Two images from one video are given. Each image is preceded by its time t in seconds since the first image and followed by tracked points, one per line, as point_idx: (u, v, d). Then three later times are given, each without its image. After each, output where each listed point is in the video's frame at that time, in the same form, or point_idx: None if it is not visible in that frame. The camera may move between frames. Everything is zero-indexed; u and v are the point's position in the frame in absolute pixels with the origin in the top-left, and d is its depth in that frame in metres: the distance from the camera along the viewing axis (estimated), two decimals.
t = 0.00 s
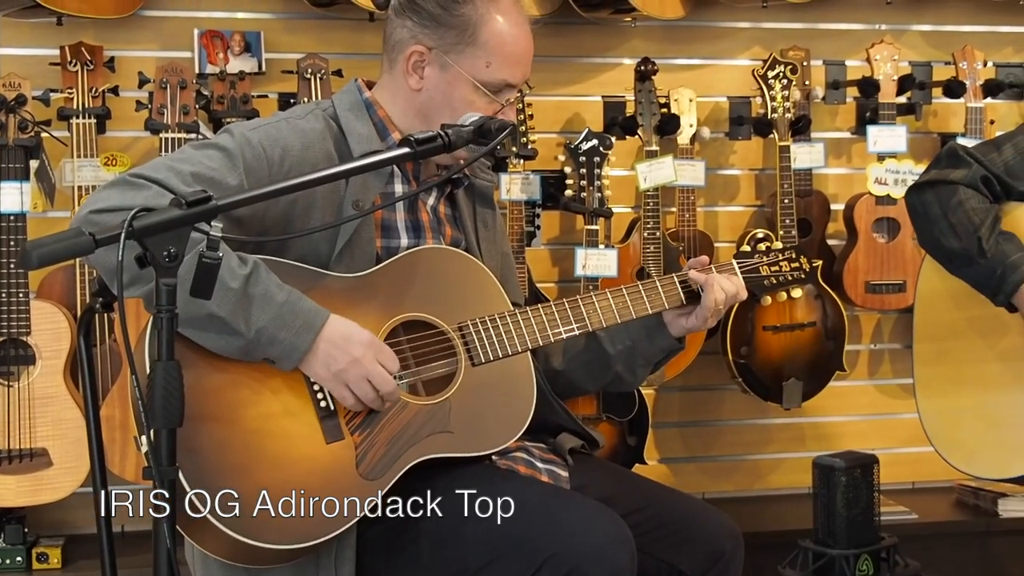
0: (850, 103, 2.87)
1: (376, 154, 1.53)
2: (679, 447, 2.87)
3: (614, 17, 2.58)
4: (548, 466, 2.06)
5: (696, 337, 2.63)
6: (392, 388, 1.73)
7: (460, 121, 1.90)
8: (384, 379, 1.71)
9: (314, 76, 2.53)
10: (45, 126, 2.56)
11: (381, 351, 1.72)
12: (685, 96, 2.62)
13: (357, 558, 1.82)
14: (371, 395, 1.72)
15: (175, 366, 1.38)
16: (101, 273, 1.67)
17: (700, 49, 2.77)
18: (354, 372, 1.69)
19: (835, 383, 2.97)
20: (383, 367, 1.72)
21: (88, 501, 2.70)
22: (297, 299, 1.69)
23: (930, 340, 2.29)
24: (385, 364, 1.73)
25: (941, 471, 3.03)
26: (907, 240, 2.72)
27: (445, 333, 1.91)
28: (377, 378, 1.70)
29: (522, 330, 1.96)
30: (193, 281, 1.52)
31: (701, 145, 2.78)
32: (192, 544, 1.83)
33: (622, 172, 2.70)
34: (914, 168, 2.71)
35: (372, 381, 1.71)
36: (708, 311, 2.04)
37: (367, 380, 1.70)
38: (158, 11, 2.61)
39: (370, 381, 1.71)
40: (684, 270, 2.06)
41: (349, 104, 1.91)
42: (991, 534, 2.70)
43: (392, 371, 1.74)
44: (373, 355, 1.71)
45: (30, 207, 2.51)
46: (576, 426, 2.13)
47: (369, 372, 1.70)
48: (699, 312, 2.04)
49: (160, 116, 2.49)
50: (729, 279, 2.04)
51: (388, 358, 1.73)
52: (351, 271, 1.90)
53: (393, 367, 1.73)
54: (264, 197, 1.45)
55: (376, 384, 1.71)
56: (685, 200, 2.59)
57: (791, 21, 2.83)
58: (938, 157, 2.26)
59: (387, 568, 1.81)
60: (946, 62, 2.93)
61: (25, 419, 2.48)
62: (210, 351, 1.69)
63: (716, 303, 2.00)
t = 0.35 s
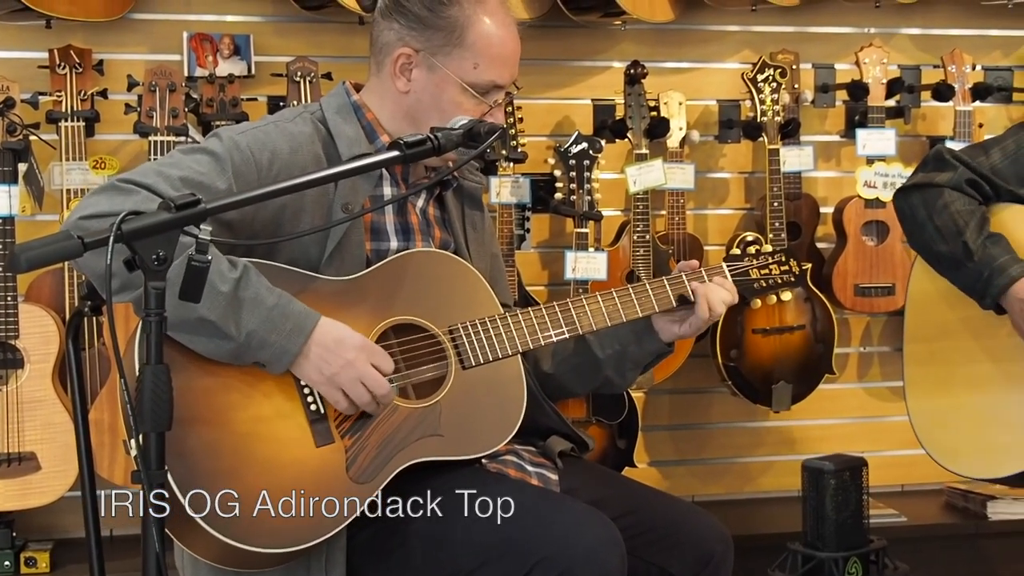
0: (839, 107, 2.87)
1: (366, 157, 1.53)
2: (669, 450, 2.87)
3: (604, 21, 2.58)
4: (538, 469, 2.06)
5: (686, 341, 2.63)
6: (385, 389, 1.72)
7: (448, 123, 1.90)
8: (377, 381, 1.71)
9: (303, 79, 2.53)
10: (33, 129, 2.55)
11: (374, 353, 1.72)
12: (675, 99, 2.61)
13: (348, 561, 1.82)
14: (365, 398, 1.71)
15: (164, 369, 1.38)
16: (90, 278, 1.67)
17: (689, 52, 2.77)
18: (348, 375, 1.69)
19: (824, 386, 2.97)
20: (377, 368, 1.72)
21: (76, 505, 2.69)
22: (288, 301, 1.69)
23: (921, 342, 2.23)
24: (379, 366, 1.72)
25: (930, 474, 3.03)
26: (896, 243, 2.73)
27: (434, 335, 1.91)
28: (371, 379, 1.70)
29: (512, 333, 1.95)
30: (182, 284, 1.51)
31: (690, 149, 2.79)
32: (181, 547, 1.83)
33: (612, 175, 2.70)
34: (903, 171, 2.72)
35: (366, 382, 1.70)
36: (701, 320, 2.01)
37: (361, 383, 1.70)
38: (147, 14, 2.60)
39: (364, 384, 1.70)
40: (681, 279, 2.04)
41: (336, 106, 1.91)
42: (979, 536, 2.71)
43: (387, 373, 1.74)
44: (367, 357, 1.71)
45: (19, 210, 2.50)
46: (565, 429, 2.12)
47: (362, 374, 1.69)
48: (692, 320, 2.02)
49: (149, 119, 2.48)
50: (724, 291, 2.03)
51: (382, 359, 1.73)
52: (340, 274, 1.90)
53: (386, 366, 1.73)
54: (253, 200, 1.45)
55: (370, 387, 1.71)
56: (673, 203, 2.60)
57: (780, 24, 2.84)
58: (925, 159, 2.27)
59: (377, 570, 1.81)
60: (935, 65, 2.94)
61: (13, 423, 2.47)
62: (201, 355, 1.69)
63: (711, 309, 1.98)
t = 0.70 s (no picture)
0: (827, 111, 2.88)
1: (353, 161, 1.53)
2: (657, 454, 2.87)
3: (592, 25, 2.58)
4: (526, 473, 2.06)
5: (674, 345, 2.64)
6: (376, 389, 1.69)
7: (435, 126, 1.90)
8: (368, 380, 1.68)
9: (291, 83, 2.53)
10: (20, 133, 2.55)
11: (364, 353, 1.71)
12: (663, 103, 2.62)
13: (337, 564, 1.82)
14: (355, 396, 1.69)
15: (152, 375, 1.38)
16: (77, 282, 1.67)
17: (678, 56, 2.78)
18: (338, 373, 1.68)
19: (813, 389, 2.98)
20: (368, 368, 1.70)
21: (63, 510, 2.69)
22: (278, 302, 1.69)
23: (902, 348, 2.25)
24: (369, 365, 1.71)
25: (918, 477, 3.04)
26: (884, 248, 2.72)
27: (423, 340, 1.91)
28: (361, 378, 1.68)
29: (500, 336, 1.95)
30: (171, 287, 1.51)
31: (679, 153, 2.79)
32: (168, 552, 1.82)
33: (600, 179, 2.70)
34: (891, 175, 2.73)
35: (355, 382, 1.68)
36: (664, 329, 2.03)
37: (350, 381, 1.68)
38: (134, 18, 2.60)
39: (354, 382, 1.68)
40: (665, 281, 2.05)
41: (322, 109, 1.91)
42: (968, 539, 2.71)
43: (377, 372, 1.72)
44: (356, 357, 1.69)
45: (7, 215, 2.49)
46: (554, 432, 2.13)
47: (352, 373, 1.68)
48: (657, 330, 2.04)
49: (137, 123, 2.48)
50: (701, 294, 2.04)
51: (374, 360, 1.71)
52: (328, 277, 1.90)
53: (377, 367, 1.71)
54: (241, 204, 1.44)
55: (360, 384, 1.68)
56: (662, 207, 2.59)
57: (768, 29, 2.84)
58: (914, 168, 2.30)
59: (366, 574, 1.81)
60: (922, 69, 2.95)
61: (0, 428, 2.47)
62: (191, 357, 1.69)
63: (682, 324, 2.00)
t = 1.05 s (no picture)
0: (817, 115, 2.88)
1: (343, 165, 1.53)
2: (647, 458, 2.87)
3: (582, 29, 2.58)
4: (517, 477, 2.06)
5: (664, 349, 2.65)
6: (357, 409, 1.71)
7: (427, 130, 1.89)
8: (349, 400, 1.70)
9: (281, 87, 2.52)
10: (9, 137, 2.55)
11: (347, 371, 1.71)
12: (653, 107, 2.62)
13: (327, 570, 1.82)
14: (336, 415, 1.71)
15: (142, 379, 1.38)
16: (67, 285, 1.66)
17: (668, 60, 2.78)
18: (320, 391, 1.68)
19: (802, 393, 2.98)
20: (350, 387, 1.71)
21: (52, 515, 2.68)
22: (266, 316, 1.69)
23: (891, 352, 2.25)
24: (351, 384, 1.71)
25: (907, 481, 3.04)
26: (873, 251, 2.73)
27: (415, 344, 1.91)
28: (342, 398, 1.69)
29: (492, 343, 1.95)
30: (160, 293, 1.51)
31: (669, 157, 2.79)
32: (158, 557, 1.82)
33: (590, 183, 2.70)
34: (880, 179, 2.73)
35: (336, 402, 1.69)
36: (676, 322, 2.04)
37: (332, 400, 1.69)
38: (123, 22, 2.60)
39: (335, 401, 1.69)
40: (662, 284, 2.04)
41: (313, 112, 1.91)
42: (958, 542, 2.71)
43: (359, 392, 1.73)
44: (340, 375, 1.70)
45: None
46: (547, 436, 2.12)
47: (334, 392, 1.69)
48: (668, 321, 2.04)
49: (127, 126, 2.48)
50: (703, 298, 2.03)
51: (356, 378, 1.72)
52: (319, 282, 1.89)
53: (360, 387, 1.72)
54: (232, 209, 1.44)
55: (340, 404, 1.70)
56: (652, 211, 2.60)
57: (758, 33, 2.84)
58: (903, 169, 2.29)
59: None
60: (912, 73, 2.95)
61: None
62: (180, 366, 1.68)
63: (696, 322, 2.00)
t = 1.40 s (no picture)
0: (803, 119, 2.88)
1: (330, 170, 1.52)
2: (634, 461, 2.87)
3: (568, 32, 2.58)
4: (503, 481, 2.06)
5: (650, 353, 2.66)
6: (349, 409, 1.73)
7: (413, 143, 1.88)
8: (341, 401, 1.71)
9: (267, 91, 2.52)
10: None
11: (338, 373, 1.72)
12: (640, 110, 2.63)
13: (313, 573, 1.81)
14: (328, 417, 1.71)
15: (127, 382, 1.37)
16: (52, 291, 1.66)
17: (655, 64, 2.78)
18: (311, 394, 1.68)
19: (789, 397, 2.98)
20: (341, 388, 1.72)
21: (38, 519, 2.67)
22: (252, 316, 1.68)
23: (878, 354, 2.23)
24: (343, 386, 1.72)
25: (893, 484, 3.05)
26: (859, 254, 2.74)
27: (399, 347, 1.91)
28: (334, 400, 1.70)
29: (477, 345, 1.95)
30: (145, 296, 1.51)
31: (656, 160, 2.79)
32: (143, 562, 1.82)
33: (577, 187, 2.70)
34: (867, 183, 2.74)
35: (329, 402, 1.70)
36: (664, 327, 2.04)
37: (325, 402, 1.70)
38: (109, 25, 2.59)
39: (327, 403, 1.70)
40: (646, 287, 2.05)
41: (297, 116, 1.91)
42: (944, 545, 2.72)
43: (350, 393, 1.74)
44: (331, 377, 1.71)
45: None
46: (532, 439, 2.12)
47: (326, 394, 1.70)
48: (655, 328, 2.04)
49: (112, 130, 2.48)
50: (687, 302, 2.04)
51: (347, 380, 1.73)
52: (304, 286, 1.90)
53: (350, 388, 1.73)
54: (216, 213, 1.44)
55: (333, 405, 1.71)
56: (639, 214, 2.60)
57: (744, 36, 2.84)
58: (891, 172, 2.27)
59: None
60: (897, 77, 2.96)
61: None
62: (165, 369, 1.68)
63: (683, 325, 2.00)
